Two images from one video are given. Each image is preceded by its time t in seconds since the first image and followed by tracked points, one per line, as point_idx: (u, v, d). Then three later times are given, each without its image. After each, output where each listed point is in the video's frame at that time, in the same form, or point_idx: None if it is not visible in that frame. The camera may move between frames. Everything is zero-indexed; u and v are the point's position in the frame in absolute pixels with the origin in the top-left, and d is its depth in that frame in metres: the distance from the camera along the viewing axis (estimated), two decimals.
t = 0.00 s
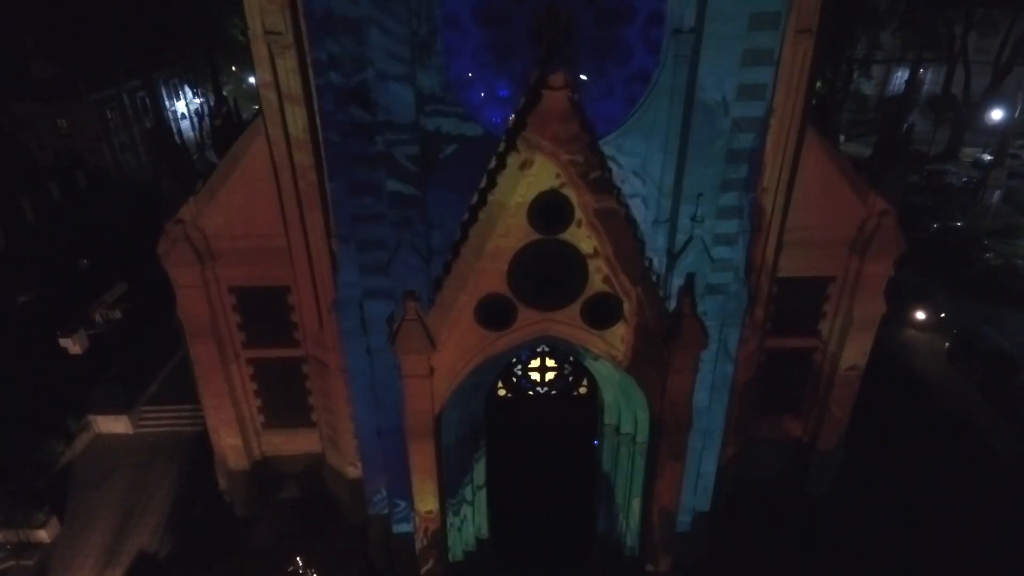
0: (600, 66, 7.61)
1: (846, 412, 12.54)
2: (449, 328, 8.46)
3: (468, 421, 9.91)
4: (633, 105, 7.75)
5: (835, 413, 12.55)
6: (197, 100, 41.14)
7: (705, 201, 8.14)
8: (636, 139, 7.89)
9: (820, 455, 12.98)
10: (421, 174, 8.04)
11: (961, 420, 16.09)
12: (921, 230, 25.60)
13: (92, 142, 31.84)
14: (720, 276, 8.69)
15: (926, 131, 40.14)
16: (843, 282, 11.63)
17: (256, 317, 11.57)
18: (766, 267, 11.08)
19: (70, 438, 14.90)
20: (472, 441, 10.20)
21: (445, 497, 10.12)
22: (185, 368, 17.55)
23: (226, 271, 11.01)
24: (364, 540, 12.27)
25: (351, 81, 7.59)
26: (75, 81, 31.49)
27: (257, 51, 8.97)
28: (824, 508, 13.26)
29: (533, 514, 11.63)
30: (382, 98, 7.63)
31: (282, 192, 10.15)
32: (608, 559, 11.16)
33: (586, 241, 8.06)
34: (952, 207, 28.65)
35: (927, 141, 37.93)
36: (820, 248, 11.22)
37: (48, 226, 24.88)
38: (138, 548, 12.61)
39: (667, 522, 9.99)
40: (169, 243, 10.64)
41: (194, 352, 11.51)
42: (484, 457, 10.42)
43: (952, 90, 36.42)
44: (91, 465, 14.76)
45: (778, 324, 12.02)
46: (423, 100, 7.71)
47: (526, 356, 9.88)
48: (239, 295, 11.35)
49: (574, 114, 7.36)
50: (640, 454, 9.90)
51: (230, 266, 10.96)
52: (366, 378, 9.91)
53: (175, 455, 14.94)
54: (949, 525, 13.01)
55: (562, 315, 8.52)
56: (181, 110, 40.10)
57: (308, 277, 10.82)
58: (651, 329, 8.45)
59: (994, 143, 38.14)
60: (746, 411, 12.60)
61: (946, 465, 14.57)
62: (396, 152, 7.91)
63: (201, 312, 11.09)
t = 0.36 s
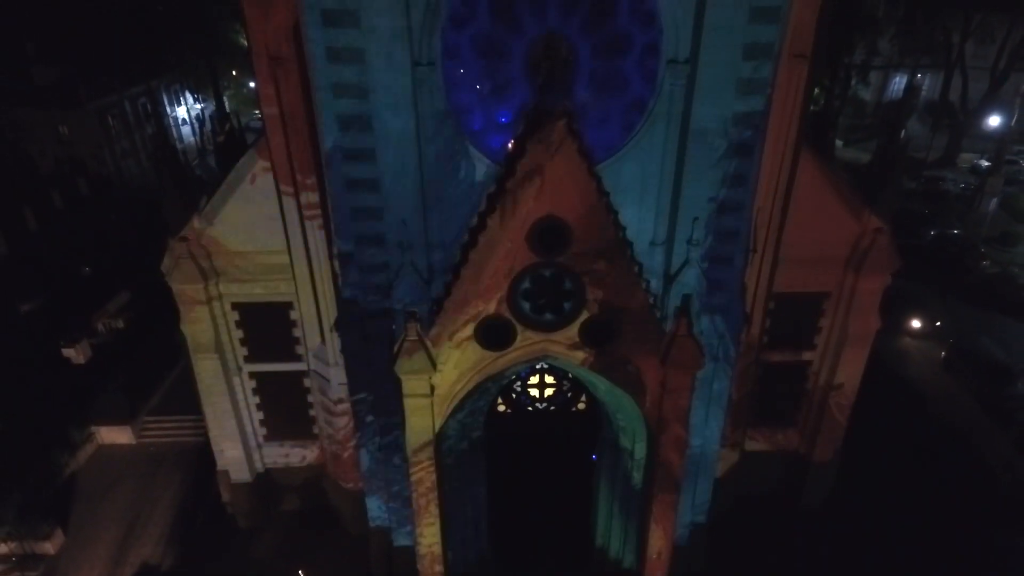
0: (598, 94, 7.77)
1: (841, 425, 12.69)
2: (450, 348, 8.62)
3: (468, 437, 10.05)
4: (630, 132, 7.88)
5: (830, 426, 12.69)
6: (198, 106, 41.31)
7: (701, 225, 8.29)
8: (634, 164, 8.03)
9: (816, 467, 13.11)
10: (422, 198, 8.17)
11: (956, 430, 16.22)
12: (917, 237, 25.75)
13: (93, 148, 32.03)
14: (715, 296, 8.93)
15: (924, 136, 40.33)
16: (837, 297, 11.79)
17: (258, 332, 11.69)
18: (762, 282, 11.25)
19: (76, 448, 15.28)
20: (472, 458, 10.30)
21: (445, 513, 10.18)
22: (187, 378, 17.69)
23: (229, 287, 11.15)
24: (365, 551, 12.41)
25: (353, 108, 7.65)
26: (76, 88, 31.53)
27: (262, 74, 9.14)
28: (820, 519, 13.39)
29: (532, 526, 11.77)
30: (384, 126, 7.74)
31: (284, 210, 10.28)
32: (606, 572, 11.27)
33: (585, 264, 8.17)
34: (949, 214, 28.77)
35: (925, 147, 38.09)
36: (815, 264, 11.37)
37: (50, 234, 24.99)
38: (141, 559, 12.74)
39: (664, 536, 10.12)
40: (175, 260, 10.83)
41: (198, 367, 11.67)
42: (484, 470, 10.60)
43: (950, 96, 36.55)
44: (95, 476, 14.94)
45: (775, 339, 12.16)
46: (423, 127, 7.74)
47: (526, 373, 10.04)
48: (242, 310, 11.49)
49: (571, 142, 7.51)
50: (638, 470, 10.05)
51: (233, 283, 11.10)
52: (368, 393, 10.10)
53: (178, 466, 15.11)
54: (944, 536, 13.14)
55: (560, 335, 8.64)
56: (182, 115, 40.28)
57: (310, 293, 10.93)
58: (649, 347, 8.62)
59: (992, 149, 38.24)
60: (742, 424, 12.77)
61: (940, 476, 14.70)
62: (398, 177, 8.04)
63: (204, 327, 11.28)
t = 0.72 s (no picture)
0: (597, 122, 7.91)
1: (837, 437, 12.83)
2: (451, 368, 8.68)
3: (470, 454, 10.33)
4: (628, 158, 8.04)
5: (828, 438, 12.80)
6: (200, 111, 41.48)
7: (697, 247, 8.49)
8: (632, 189, 8.20)
9: (812, 478, 13.25)
10: (424, 222, 8.32)
11: (953, 439, 16.35)
12: (915, 244, 25.87)
13: (96, 155, 32.24)
14: (712, 315, 9.15)
15: (923, 141, 40.47)
16: (833, 312, 11.94)
17: (262, 347, 11.86)
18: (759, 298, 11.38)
19: (80, 458, 15.29)
20: (474, 475, 10.61)
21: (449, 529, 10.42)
22: (189, 387, 17.84)
23: (232, 304, 11.31)
24: (366, 562, 12.58)
25: (357, 135, 7.83)
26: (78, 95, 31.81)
27: (266, 98, 9.31)
28: (816, 530, 13.53)
29: (531, 538, 11.90)
30: (387, 153, 7.92)
31: (287, 229, 10.42)
32: None
33: (584, 286, 8.31)
34: (947, 221, 28.92)
35: (924, 152, 38.23)
36: (810, 279, 11.54)
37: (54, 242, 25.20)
38: (146, 570, 12.93)
39: (664, 553, 10.06)
40: (179, 278, 10.96)
41: (201, 382, 11.81)
42: (485, 484, 10.78)
43: (949, 101, 36.69)
44: (100, 486, 15.11)
45: (771, 352, 12.33)
46: (425, 154, 7.86)
47: (525, 390, 10.16)
48: (245, 326, 11.66)
49: (571, 169, 7.63)
50: (637, 484, 10.27)
51: (237, 300, 11.28)
52: (370, 410, 10.24)
53: (181, 476, 15.28)
54: (938, 547, 13.27)
55: (559, 355, 8.79)
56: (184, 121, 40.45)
57: (312, 309, 11.08)
58: (647, 367, 8.71)
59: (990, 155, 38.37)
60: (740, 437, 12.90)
61: (937, 486, 14.83)
62: (401, 202, 8.23)
63: (209, 343, 11.44)
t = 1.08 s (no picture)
0: (595, 150, 8.13)
1: (833, 450, 13.00)
2: (452, 388, 8.83)
3: (471, 469, 10.55)
4: (624, 185, 8.25)
5: (823, 451, 12.98)
6: (201, 117, 41.66)
7: (694, 270, 8.66)
8: (629, 214, 8.39)
9: (808, 490, 13.41)
10: (426, 247, 8.47)
11: (946, 447, 16.55)
12: (913, 251, 26.05)
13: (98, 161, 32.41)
14: (709, 335, 9.33)
15: (920, 147, 40.72)
16: (829, 327, 12.10)
17: (266, 362, 12.05)
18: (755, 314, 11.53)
19: (85, 469, 15.50)
20: (474, 489, 10.82)
21: (450, 541, 10.78)
22: (192, 397, 18.00)
23: (237, 320, 11.51)
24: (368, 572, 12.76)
25: (361, 162, 8.01)
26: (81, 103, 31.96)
27: (271, 122, 9.51)
28: (811, 541, 13.69)
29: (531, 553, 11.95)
30: (389, 180, 8.09)
31: (291, 248, 10.58)
32: None
33: (583, 309, 8.47)
34: (943, 229, 29.14)
35: (922, 157, 38.44)
36: (805, 295, 11.74)
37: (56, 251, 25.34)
38: None
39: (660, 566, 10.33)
40: (183, 294, 11.10)
41: (206, 396, 11.95)
42: (485, 498, 10.94)
43: (946, 107, 36.87)
44: (105, 497, 15.32)
45: (767, 367, 12.51)
46: (427, 182, 8.07)
47: (525, 407, 10.26)
48: (250, 341, 11.83)
49: (569, 197, 7.81)
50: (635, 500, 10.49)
51: (242, 316, 11.48)
52: (372, 427, 10.39)
53: (185, 486, 15.47)
54: (931, 558, 13.43)
55: (558, 376, 8.93)
56: (185, 126, 40.63)
57: (316, 325, 11.22)
58: (644, 387, 8.90)
59: (987, 161, 38.58)
60: (737, 449, 13.08)
61: (931, 495, 15.02)
62: (403, 227, 8.38)
63: (213, 359, 11.60)
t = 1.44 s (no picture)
0: (593, 176, 8.35)
1: (828, 461, 13.19)
2: (454, 407, 9.04)
3: (471, 484, 10.67)
4: (623, 209, 8.46)
5: (819, 462, 13.18)
6: (202, 123, 41.86)
7: (691, 292, 8.86)
8: (627, 237, 8.60)
9: (805, 500, 13.57)
10: (428, 268, 8.68)
11: (940, 456, 16.74)
12: (910, 258, 26.21)
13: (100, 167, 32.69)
14: (706, 353, 9.53)
15: (918, 152, 40.93)
16: (824, 341, 12.29)
17: (271, 376, 12.23)
18: (752, 329, 11.70)
19: (91, 479, 15.79)
20: (475, 503, 10.91)
21: (450, 553, 11.00)
22: (195, 406, 18.17)
23: (242, 335, 11.71)
24: None
25: (365, 187, 8.22)
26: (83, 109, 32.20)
27: (277, 145, 9.75)
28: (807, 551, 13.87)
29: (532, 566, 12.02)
30: (393, 205, 8.30)
31: (296, 265, 10.79)
32: None
33: (582, 330, 8.65)
34: (939, 236, 29.35)
35: (919, 163, 38.65)
36: (801, 310, 11.93)
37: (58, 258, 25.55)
38: None
39: None
40: (188, 310, 11.25)
41: (211, 410, 12.15)
42: (486, 511, 11.10)
43: (944, 113, 37.05)
44: (111, 506, 15.57)
45: (764, 380, 12.69)
46: (430, 206, 8.29)
47: (525, 422, 10.43)
48: (254, 356, 12.02)
49: (569, 223, 7.98)
50: (632, 513, 10.75)
51: (247, 331, 11.67)
52: (375, 441, 10.60)
53: (189, 495, 15.69)
54: (926, 568, 13.59)
55: (558, 395, 9.07)
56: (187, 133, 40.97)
57: (320, 341, 11.38)
58: (642, 405, 9.10)
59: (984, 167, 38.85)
60: (734, 461, 13.26)
61: (926, 502, 15.22)
62: (406, 249, 8.58)
63: (218, 373, 11.79)
